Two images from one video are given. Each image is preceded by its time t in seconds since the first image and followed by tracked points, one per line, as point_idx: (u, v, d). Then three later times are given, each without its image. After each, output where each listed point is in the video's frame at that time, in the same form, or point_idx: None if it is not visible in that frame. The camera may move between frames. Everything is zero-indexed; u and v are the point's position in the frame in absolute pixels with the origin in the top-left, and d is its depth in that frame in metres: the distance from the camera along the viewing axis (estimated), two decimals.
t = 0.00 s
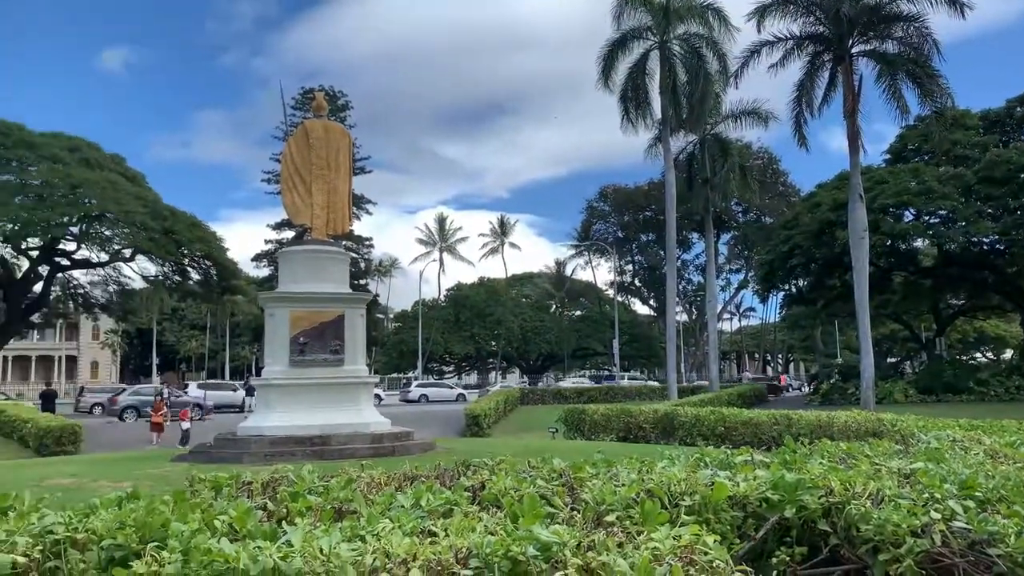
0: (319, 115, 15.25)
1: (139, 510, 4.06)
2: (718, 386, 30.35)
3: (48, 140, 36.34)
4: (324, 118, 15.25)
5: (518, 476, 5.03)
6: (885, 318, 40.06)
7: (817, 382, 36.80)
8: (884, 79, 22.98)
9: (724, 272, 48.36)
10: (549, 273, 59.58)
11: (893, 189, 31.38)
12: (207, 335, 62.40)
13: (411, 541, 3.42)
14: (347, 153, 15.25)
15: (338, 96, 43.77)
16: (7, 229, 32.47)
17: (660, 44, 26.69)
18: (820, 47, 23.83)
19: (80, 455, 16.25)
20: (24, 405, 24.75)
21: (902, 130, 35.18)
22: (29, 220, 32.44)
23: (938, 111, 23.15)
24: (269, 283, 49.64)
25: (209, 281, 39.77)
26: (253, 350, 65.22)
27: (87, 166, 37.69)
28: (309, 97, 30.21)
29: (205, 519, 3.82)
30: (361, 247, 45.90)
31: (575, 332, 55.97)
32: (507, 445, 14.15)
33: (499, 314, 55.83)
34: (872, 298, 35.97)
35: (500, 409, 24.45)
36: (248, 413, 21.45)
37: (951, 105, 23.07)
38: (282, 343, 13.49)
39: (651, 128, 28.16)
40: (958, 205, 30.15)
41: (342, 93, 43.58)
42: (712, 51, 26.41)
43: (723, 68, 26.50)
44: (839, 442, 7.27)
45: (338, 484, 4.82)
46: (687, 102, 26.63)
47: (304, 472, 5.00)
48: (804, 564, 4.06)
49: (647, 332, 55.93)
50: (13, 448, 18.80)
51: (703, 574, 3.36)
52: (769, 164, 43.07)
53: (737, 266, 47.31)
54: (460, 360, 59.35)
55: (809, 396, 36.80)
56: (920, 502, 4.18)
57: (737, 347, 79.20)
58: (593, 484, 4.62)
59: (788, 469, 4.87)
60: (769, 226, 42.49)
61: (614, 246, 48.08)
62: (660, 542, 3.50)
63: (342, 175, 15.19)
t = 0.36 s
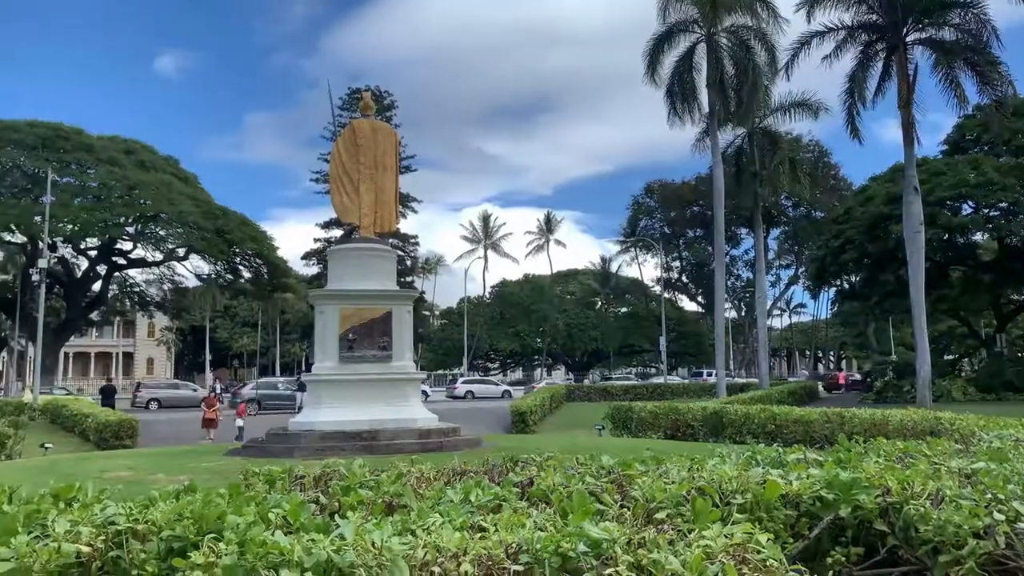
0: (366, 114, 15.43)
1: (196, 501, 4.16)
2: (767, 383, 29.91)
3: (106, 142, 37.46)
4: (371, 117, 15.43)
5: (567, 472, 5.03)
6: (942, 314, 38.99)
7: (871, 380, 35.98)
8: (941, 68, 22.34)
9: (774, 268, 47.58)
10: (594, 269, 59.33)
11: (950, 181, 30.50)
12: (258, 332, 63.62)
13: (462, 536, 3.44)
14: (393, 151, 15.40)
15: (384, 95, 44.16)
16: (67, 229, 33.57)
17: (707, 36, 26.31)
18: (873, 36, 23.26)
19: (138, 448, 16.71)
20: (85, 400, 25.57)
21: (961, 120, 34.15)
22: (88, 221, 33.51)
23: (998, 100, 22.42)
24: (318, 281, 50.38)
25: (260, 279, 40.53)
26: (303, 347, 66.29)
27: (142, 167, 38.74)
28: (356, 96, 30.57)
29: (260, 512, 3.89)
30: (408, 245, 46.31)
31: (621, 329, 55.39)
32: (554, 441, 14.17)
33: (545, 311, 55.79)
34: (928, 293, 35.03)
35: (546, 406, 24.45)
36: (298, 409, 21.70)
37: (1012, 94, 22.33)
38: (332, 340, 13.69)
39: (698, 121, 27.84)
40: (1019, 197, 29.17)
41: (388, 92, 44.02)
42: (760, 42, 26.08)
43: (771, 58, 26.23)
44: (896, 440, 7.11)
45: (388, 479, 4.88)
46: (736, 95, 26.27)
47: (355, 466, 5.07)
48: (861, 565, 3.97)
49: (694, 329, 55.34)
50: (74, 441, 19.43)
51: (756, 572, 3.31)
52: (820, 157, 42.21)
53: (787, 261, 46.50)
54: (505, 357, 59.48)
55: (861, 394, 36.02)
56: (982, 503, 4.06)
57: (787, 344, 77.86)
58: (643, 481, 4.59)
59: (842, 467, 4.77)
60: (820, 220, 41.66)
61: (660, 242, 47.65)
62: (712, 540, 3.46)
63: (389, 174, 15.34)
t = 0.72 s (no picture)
0: (411, 114, 15.54)
1: (251, 497, 4.24)
2: (819, 381, 29.33)
3: (160, 146, 38.46)
4: (416, 117, 15.52)
5: (616, 471, 5.00)
6: (1003, 309, 37.73)
7: (928, 377, 35.03)
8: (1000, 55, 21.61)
9: (826, 263, 46.61)
10: (641, 266, 58.87)
11: (1011, 171, 29.50)
12: (307, 330, 64.66)
13: (511, 533, 3.44)
14: (439, 151, 15.49)
15: (428, 95, 44.43)
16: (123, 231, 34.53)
17: (755, 28, 25.86)
18: (928, 24, 22.57)
19: (193, 445, 17.11)
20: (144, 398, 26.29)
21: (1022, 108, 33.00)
22: (143, 223, 34.43)
23: None
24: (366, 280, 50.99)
25: (309, 279, 41.17)
26: (351, 345, 67.13)
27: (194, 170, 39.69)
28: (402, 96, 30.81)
29: (313, 508, 3.95)
30: (453, 244, 46.58)
31: (669, 326, 54.82)
32: (602, 439, 14.11)
33: (590, 308, 55.56)
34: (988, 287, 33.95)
35: (593, 403, 24.38)
36: (348, 407, 21.97)
37: None
38: (380, 338, 13.84)
39: (746, 115, 27.39)
40: None
41: (433, 92, 44.30)
42: (810, 33, 25.55)
43: (821, 49, 25.66)
44: (961, 438, 6.89)
45: (437, 476, 4.91)
46: (785, 87, 25.83)
47: (405, 463, 5.12)
48: (921, 566, 3.87)
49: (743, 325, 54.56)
50: (133, 438, 20.00)
51: (812, 574, 3.24)
52: (873, 149, 41.23)
53: (839, 256, 45.51)
54: (551, 355, 59.42)
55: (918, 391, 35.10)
56: None
57: (840, 341, 76.28)
58: (695, 480, 4.54)
59: (900, 466, 4.64)
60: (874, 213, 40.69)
61: (708, 238, 47.08)
62: (766, 540, 3.40)
63: (434, 173, 15.44)
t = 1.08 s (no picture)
0: (446, 111, 15.58)
1: (292, 491, 4.29)
2: (860, 377, 28.84)
3: (199, 146, 39.18)
4: (451, 114, 15.56)
5: (654, 467, 4.96)
6: None
7: (974, 374, 34.25)
8: None
9: (866, 257, 45.80)
10: (677, 262, 58.44)
11: None
12: (344, 327, 65.34)
13: (551, 528, 3.43)
14: (474, 148, 15.52)
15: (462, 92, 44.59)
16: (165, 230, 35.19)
17: (793, 19, 25.49)
18: (973, 12, 22.04)
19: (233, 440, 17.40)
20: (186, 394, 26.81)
21: None
22: (184, 221, 35.03)
23: None
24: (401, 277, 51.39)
25: (346, 276, 41.58)
26: (386, 341, 67.68)
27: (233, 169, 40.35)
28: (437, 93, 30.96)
29: (353, 501, 4.00)
30: (487, 240, 46.73)
31: (705, 322, 54.28)
32: (639, 435, 14.06)
33: (626, 304, 55.31)
34: None
35: (629, 400, 24.31)
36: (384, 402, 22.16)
37: None
38: (415, 333, 13.94)
39: (784, 108, 27.00)
40: None
41: (468, 88, 44.45)
42: (850, 23, 25.11)
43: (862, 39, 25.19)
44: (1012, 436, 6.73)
45: (475, 471, 4.93)
46: (824, 79, 25.44)
47: (443, 458, 5.16)
48: (969, 566, 3.79)
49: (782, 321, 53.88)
50: (175, 432, 20.42)
51: (856, 572, 3.19)
52: (915, 140, 40.39)
53: (880, 250, 44.70)
54: (586, 351, 59.30)
55: (963, 388, 34.34)
56: None
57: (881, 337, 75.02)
58: (734, 476, 4.49)
59: (947, 464, 4.54)
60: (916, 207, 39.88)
61: (745, 232, 46.57)
62: (808, 537, 3.35)
63: (469, 169, 15.47)
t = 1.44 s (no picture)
0: (487, 108, 15.60)
1: (337, 485, 4.34)
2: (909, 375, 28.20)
3: (243, 145, 39.95)
4: (491, 111, 15.57)
5: (699, 464, 4.91)
6: None
7: None
8: None
9: (915, 252, 44.76)
10: (719, 258, 57.80)
11: None
12: (386, 323, 65.98)
13: (595, 525, 3.43)
14: (514, 144, 15.52)
15: (502, 88, 44.64)
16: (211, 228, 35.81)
17: (838, 10, 25.02)
18: None
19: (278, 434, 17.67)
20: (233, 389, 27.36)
21: None
22: (229, 220, 35.63)
23: None
24: (442, 273, 51.74)
25: (388, 273, 41.97)
26: (427, 337, 68.16)
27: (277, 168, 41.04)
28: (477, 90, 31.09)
29: (398, 495, 4.03)
30: (527, 237, 46.78)
31: (748, 319, 53.61)
32: (681, 432, 13.98)
33: (667, 300, 54.87)
34: None
35: (671, 397, 24.16)
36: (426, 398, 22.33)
37: None
38: (457, 330, 13.99)
39: (830, 100, 26.49)
40: None
41: (507, 85, 44.54)
42: (897, 12, 24.57)
43: (910, 28, 24.64)
44: None
45: (518, 466, 4.94)
46: (870, 71, 24.89)
47: (486, 453, 5.18)
48: None
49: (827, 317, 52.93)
50: (222, 427, 20.81)
51: (909, 573, 3.10)
52: (967, 132, 39.36)
53: (930, 245, 43.63)
54: (627, 348, 58.99)
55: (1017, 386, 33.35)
56: None
57: (931, 333, 73.33)
58: (781, 474, 4.42)
59: (1003, 464, 4.41)
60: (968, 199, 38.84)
61: (790, 227, 45.85)
62: (858, 538, 3.29)
63: (509, 165, 15.48)
